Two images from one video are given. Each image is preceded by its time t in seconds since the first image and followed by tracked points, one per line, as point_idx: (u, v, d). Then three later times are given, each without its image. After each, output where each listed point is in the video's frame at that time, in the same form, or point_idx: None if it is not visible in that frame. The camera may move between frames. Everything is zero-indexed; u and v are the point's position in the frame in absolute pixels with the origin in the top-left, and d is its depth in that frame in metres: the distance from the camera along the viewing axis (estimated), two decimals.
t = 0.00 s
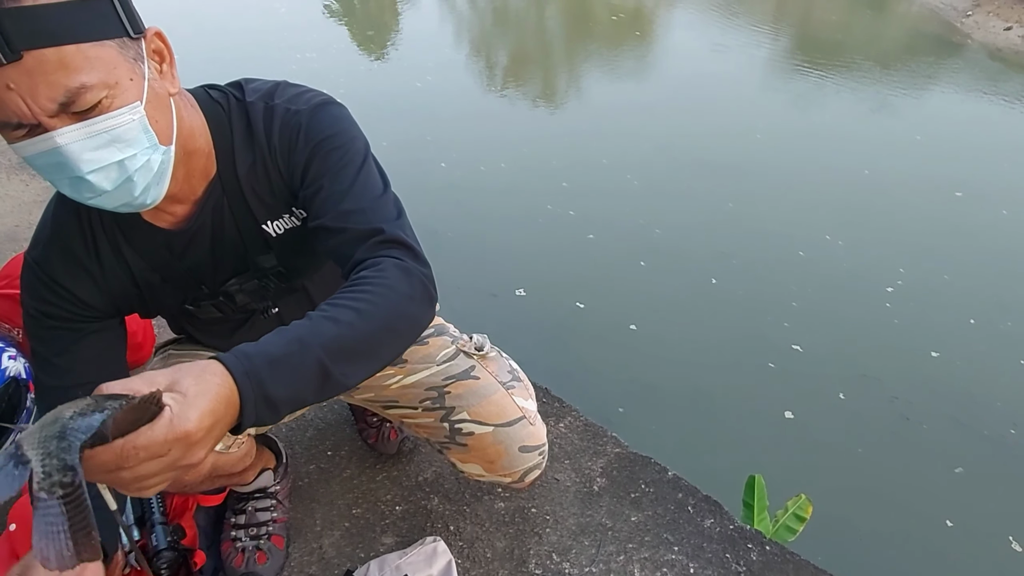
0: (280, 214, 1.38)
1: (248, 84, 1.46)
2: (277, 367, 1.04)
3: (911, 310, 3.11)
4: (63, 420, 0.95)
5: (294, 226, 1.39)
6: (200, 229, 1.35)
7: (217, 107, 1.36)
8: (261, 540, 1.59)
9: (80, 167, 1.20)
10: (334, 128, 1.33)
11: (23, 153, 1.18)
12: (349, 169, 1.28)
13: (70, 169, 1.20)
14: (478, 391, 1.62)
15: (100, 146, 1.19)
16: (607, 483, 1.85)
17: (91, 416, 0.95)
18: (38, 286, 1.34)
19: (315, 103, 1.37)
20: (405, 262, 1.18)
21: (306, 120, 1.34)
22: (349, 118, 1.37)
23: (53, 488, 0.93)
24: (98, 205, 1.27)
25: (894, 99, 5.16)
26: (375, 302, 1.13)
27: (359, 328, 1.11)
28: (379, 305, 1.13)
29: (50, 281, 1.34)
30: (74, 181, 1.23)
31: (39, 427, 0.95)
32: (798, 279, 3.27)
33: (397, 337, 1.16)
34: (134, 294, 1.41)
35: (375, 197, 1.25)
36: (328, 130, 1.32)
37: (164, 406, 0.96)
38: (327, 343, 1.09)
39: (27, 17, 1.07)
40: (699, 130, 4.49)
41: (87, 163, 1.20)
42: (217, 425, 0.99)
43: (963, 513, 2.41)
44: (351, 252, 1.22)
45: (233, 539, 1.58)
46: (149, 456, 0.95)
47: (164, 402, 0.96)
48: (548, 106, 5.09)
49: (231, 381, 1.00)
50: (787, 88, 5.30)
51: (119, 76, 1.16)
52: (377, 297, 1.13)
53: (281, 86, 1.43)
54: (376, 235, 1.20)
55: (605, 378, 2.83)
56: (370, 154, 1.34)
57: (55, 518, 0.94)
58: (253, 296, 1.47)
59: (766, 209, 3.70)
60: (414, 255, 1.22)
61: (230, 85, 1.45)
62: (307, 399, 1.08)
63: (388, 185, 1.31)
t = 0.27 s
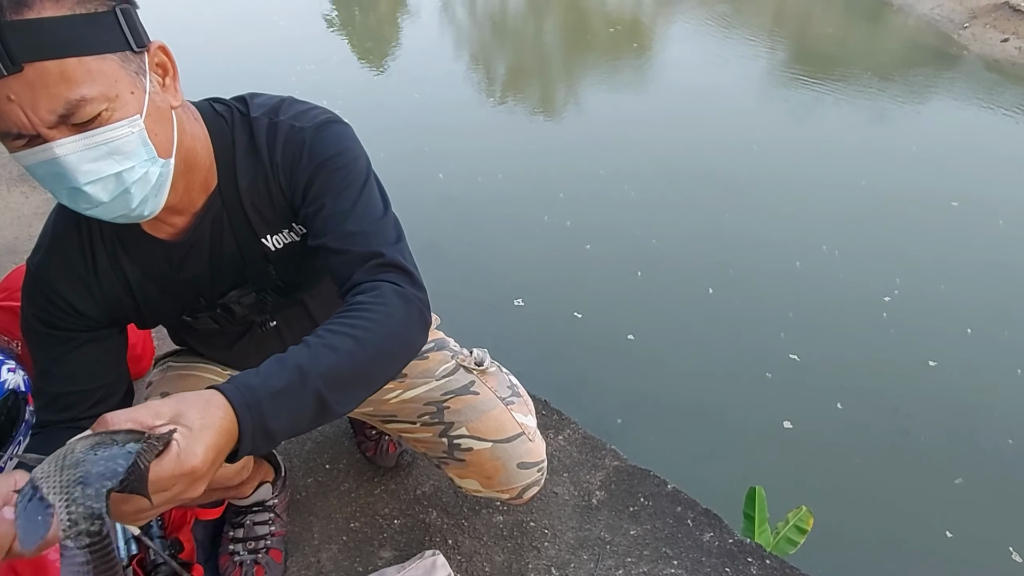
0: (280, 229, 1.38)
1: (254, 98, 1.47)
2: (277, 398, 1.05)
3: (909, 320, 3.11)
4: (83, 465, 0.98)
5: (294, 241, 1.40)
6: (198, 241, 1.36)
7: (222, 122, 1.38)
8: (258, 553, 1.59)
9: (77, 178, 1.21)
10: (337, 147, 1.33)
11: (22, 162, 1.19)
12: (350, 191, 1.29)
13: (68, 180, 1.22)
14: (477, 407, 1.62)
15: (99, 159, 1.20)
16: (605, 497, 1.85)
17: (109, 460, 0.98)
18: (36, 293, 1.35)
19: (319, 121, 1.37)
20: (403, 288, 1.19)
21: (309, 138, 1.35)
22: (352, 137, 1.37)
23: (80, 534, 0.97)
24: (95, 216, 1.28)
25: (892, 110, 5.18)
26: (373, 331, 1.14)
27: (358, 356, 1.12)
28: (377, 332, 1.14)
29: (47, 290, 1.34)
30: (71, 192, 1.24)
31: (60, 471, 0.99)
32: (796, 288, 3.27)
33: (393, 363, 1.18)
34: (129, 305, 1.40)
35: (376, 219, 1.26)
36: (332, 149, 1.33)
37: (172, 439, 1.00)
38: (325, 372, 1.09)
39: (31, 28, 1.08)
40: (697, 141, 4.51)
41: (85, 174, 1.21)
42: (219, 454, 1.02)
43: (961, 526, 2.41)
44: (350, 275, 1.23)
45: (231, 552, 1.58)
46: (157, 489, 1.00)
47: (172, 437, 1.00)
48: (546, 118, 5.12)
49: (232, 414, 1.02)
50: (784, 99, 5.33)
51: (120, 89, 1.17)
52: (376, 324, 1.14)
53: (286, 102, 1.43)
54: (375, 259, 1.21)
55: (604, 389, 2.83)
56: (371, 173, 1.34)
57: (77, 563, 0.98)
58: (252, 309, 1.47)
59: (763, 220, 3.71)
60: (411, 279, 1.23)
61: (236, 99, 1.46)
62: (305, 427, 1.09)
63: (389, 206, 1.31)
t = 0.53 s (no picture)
0: (281, 235, 1.39)
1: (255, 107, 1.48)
2: (268, 398, 1.05)
3: (907, 329, 3.11)
4: (60, 463, 0.95)
5: (294, 248, 1.40)
6: (200, 246, 1.37)
7: (223, 129, 1.38)
8: (259, 562, 1.59)
9: (81, 182, 1.22)
10: (337, 153, 1.34)
11: (27, 166, 1.20)
12: (347, 196, 1.29)
13: (72, 183, 1.22)
14: (478, 417, 1.62)
15: (105, 164, 1.21)
16: (606, 506, 1.85)
17: (88, 459, 0.95)
18: (41, 298, 1.35)
19: (320, 127, 1.38)
20: (398, 289, 1.19)
21: (309, 143, 1.36)
22: (352, 143, 1.38)
23: (55, 535, 0.93)
24: (99, 220, 1.29)
25: (892, 121, 5.20)
26: (366, 331, 1.13)
27: (351, 357, 1.12)
28: (371, 333, 1.14)
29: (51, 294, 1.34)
30: (75, 195, 1.25)
31: (38, 470, 0.96)
32: (794, 296, 3.28)
33: (388, 365, 1.17)
34: (132, 310, 1.41)
35: (374, 222, 1.26)
36: (332, 153, 1.34)
37: (156, 439, 0.99)
38: (318, 373, 1.09)
39: (39, 32, 1.09)
40: (697, 150, 4.53)
41: (89, 177, 1.22)
42: (206, 457, 1.01)
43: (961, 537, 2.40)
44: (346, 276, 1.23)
45: (231, 561, 1.58)
46: (139, 490, 1.00)
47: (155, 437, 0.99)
48: (547, 127, 5.14)
49: (220, 414, 1.02)
50: (784, 109, 5.35)
51: (124, 94, 1.18)
52: (370, 325, 1.14)
53: (287, 110, 1.45)
54: (370, 262, 1.21)
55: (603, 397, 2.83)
56: (371, 178, 1.35)
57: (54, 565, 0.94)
58: (255, 315, 1.48)
59: (763, 228, 3.72)
60: (407, 281, 1.22)
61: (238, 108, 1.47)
62: (297, 429, 1.08)
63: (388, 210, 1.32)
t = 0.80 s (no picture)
0: (308, 234, 1.41)
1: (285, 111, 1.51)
2: (302, 389, 1.07)
3: (916, 338, 3.10)
4: (92, 417, 0.94)
5: (320, 247, 1.43)
6: (230, 242, 1.40)
7: (255, 130, 1.42)
8: (276, 556, 1.61)
9: (123, 179, 1.24)
10: (366, 158, 1.37)
11: (71, 163, 1.23)
12: (375, 201, 1.32)
13: (113, 180, 1.24)
14: (494, 417, 1.64)
15: (146, 160, 1.24)
16: (619, 509, 1.86)
17: (120, 420, 0.93)
18: (73, 291, 1.38)
19: (350, 132, 1.42)
20: (425, 292, 1.22)
21: (339, 147, 1.39)
22: (380, 148, 1.42)
23: (70, 479, 0.91)
24: (137, 217, 1.32)
25: (905, 131, 5.18)
26: (394, 330, 1.16)
27: (380, 354, 1.14)
28: (400, 333, 1.16)
29: (85, 288, 1.37)
30: (115, 192, 1.27)
31: (75, 418, 0.95)
32: (802, 305, 3.27)
33: (412, 365, 1.19)
34: (162, 303, 1.44)
35: (401, 226, 1.29)
36: (362, 158, 1.37)
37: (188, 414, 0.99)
38: (347, 368, 1.11)
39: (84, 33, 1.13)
40: (708, 157, 4.54)
41: (131, 174, 1.24)
42: (234, 440, 1.02)
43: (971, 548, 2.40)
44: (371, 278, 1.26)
45: (249, 555, 1.60)
46: (164, 460, 0.99)
47: (188, 408, 0.99)
48: (557, 133, 5.17)
49: (256, 399, 1.03)
50: (796, 116, 5.35)
51: (165, 94, 1.22)
52: (398, 325, 1.16)
53: (317, 114, 1.48)
54: (398, 265, 1.24)
55: (607, 406, 2.87)
56: (397, 184, 1.38)
57: (62, 510, 0.92)
58: (281, 312, 1.51)
59: (772, 236, 3.72)
60: (433, 285, 1.25)
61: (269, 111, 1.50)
62: (324, 421, 1.11)
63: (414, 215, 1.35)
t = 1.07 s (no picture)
0: (328, 233, 1.45)
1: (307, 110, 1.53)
2: (336, 404, 1.14)
3: (913, 345, 3.13)
4: (159, 444, 1.05)
5: (340, 246, 1.47)
6: (252, 239, 1.43)
7: (278, 130, 1.45)
8: (289, 548, 1.65)
9: (157, 186, 1.28)
10: (389, 166, 1.40)
11: (106, 171, 1.27)
12: (398, 210, 1.36)
13: (148, 188, 1.28)
14: (504, 413, 1.67)
15: (175, 168, 1.27)
16: (626, 505, 1.89)
17: (189, 456, 1.05)
18: (101, 279, 1.42)
19: (374, 138, 1.44)
20: (446, 307, 1.27)
21: (364, 152, 1.42)
22: (401, 155, 1.45)
23: (137, 504, 1.05)
24: (169, 220, 1.36)
25: (903, 139, 5.21)
26: (419, 347, 1.21)
27: (406, 369, 1.21)
28: (424, 348, 1.23)
29: (113, 276, 1.41)
30: (150, 198, 1.31)
31: (143, 441, 1.05)
32: (799, 312, 3.31)
33: (432, 375, 1.26)
34: (185, 293, 1.48)
35: (423, 237, 1.34)
36: (386, 167, 1.40)
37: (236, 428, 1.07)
38: (376, 382, 1.18)
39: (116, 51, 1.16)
40: (708, 163, 4.57)
41: (165, 182, 1.27)
42: (274, 450, 1.10)
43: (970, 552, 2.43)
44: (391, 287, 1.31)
45: (262, 545, 1.64)
46: (212, 470, 1.08)
47: (238, 424, 1.07)
48: (557, 139, 5.21)
49: (294, 414, 1.10)
50: (796, 123, 5.38)
51: (194, 103, 1.26)
52: (423, 341, 1.22)
53: (341, 116, 1.50)
54: (420, 278, 1.28)
55: (604, 413, 2.91)
56: (417, 193, 1.42)
57: (129, 526, 1.07)
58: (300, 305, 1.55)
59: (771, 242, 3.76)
60: (453, 298, 1.31)
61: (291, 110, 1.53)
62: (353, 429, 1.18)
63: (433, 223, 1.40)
